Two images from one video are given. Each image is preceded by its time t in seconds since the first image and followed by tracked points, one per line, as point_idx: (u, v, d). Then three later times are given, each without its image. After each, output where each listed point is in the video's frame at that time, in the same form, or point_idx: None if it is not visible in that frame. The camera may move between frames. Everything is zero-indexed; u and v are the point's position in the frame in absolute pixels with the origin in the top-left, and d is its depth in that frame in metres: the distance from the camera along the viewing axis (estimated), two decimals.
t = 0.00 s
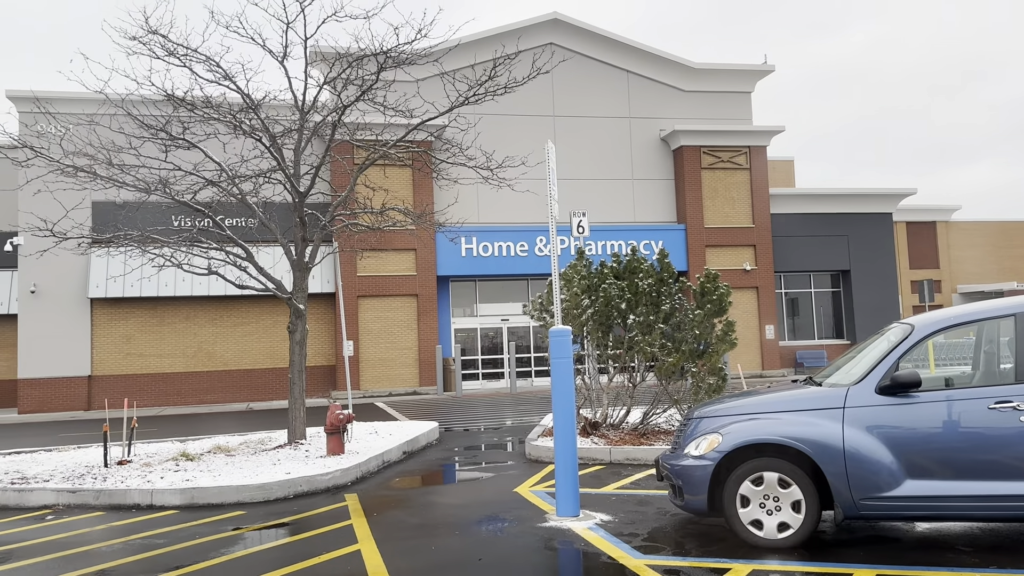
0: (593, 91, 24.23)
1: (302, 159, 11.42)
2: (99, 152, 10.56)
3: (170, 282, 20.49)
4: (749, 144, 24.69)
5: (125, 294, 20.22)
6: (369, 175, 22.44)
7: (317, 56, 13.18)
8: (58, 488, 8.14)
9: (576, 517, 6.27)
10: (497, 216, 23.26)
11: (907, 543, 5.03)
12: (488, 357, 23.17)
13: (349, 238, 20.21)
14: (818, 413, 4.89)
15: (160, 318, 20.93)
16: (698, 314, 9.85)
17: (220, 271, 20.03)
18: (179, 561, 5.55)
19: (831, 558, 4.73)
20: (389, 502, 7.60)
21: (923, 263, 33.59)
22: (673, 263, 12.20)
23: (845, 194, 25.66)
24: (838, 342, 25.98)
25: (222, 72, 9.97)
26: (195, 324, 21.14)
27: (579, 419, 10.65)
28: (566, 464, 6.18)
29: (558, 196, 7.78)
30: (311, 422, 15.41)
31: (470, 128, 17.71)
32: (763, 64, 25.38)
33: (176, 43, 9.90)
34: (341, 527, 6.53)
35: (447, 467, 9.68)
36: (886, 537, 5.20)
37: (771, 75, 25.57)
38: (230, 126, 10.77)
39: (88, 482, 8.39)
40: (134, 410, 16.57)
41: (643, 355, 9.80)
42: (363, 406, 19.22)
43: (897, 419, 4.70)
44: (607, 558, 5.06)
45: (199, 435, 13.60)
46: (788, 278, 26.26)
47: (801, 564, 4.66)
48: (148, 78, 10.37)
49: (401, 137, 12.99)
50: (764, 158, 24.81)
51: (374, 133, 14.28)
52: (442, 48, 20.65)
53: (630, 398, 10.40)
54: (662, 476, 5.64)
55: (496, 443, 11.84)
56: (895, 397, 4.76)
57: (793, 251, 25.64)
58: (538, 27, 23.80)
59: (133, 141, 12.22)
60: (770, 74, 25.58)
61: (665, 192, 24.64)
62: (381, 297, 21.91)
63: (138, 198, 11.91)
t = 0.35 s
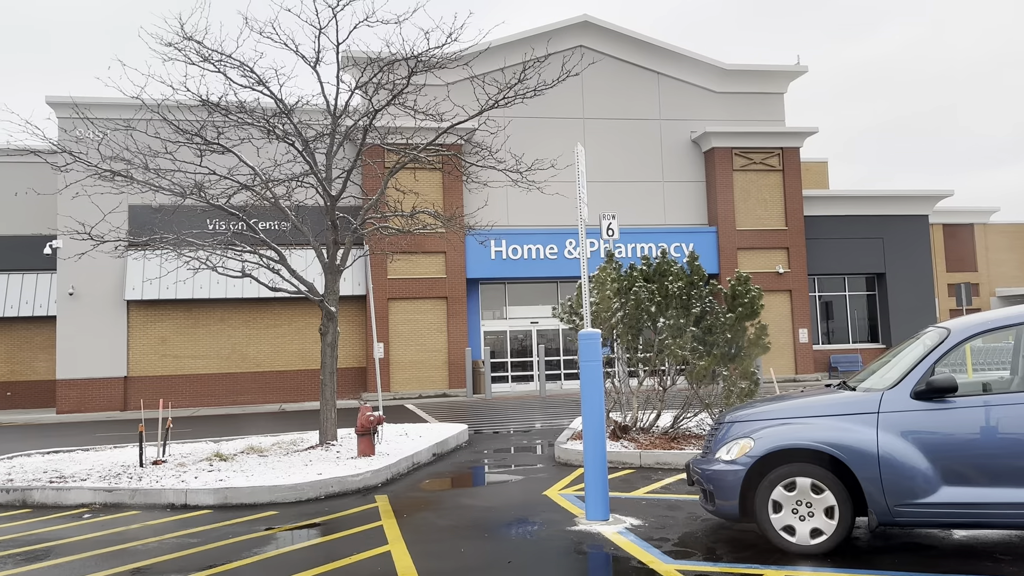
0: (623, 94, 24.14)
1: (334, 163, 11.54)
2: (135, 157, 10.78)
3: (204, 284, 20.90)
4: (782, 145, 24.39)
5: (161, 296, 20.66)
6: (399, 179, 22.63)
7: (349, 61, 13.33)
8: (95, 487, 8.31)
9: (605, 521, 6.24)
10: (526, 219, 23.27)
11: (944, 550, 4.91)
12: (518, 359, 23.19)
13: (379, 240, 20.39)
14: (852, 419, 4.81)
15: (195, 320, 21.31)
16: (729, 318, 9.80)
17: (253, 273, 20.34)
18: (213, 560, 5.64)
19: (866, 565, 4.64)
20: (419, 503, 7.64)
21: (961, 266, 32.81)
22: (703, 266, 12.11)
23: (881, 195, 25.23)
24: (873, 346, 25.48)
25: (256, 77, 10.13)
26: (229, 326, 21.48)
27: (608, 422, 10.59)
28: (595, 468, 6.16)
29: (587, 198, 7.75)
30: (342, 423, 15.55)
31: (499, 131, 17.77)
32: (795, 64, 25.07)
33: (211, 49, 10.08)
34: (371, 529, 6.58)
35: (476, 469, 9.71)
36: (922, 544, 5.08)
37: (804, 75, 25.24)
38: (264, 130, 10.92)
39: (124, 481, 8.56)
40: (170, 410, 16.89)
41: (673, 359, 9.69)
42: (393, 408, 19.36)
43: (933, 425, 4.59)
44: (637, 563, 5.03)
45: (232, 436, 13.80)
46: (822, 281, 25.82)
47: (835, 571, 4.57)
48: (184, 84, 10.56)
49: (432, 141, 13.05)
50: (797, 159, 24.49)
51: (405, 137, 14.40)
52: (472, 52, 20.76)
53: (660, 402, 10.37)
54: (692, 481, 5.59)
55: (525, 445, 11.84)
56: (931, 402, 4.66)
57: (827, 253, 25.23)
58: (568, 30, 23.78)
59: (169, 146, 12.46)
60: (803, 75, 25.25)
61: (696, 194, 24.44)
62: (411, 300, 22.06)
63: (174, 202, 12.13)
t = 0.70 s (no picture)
0: (655, 97, 24.00)
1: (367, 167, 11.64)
2: (174, 162, 11.00)
3: (240, 287, 21.26)
4: (817, 147, 24.03)
5: (198, 299, 21.05)
6: (432, 183, 22.77)
7: (382, 67, 13.47)
8: (133, 487, 8.50)
9: (637, 526, 6.20)
10: (557, 223, 23.25)
11: (984, 560, 4.79)
12: (549, 363, 23.17)
13: (411, 244, 20.52)
14: (889, 425, 4.72)
15: (230, 322, 21.69)
16: (764, 322, 9.68)
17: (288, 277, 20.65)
18: (248, 560, 5.73)
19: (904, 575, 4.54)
20: (450, 506, 7.68)
21: (1000, 270, 31.98)
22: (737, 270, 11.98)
23: (919, 198, 24.73)
24: (911, 352, 24.93)
25: (291, 83, 10.28)
26: (264, 329, 21.82)
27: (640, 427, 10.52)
28: (627, 473, 6.12)
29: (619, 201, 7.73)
30: (374, 426, 15.68)
31: (530, 135, 17.81)
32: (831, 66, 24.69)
33: (247, 56, 10.27)
34: (403, 531, 6.63)
35: (507, 473, 9.72)
36: (962, 553, 4.96)
37: (841, 76, 24.84)
38: (299, 136, 11.08)
39: (162, 481, 8.74)
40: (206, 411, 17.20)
41: (706, 363, 9.60)
42: (425, 411, 19.48)
43: (972, 432, 4.50)
44: (670, 569, 4.99)
45: (266, 437, 14.00)
46: (859, 285, 25.32)
47: None
48: (221, 91, 10.76)
49: (463, 145, 13.09)
50: (833, 162, 24.12)
51: (437, 141, 14.49)
52: (504, 56, 20.84)
53: (693, 407, 10.29)
54: (726, 487, 5.52)
55: (557, 449, 11.82)
56: (970, 409, 4.56)
57: (863, 257, 24.77)
58: (600, 33, 23.72)
59: (206, 151, 12.70)
60: (839, 76, 24.86)
61: (729, 197, 24.19)
62: (442, 303, 22.17)
63: (211, 206, 12.35)
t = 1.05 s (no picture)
0: (679, 99, 23.89)
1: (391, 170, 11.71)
2: (200, 166, 11.16)
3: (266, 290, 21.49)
4: (844, 149, 23.74)
5: (224, 301, 21.31)
6: (454, 187, 22.86)
7: (406, 71, 13.55)
8: (160, 487, 8.62)
9: (660, 530, 6.17)
10: (580, 226, 23.21)
11: (1014, 568, 4.71)
12: (571, 366, 23.14)
13: (434, 247, 20.60)
14: (915, 431, 4.66)
15: (256, 324, 21.94)
16: (789, 326, 9.56)
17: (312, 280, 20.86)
18: (273, 560, 5.80)
19: None
20: (472, 509, 7.70)
21: None
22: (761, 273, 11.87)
23: (948, 201, 24.34)
24: (940, 356, 24.52)
25: (316, 87, 10.40)
26: (288, 331, 22.04)
27: (663, 431, 10.48)
28: (650, 476, 6.10)
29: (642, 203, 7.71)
30: (397, 428, 15.77)
31: (553, 138, 17.83)
32: (858, 67, 24.40)
33: (273, 61, 10.40)
34: (426, 532, 6.67)
35: (530, 476, 9.72)
36: (991, 560, 4.88)
37: (867, 77, 24.55)
38: (324, 139, 11.18)
39: (188, 482, 8.86)
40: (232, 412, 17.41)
41: (730, 368, 9.54)
42: (448, 413, 19.54)
43: (1001, 438, 4.43)
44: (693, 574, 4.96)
45: (290, 439, 14.13)
46: (886, 288, 24.95)
47: None
48: (247, 95, 10.89)
49: (487, 148, 13.11)
50: (860, 164, 23.81)
51: (460, 144, 14.55)
52: (527, 60, 20.88)
53: (717, 411, 10.22)
54: (749, 492, 5.48)
55: (579, 453, 11.80)
56: (999, 415, 4.49)
57: (891, 260, 24.41)
58: (623, 35, 23.66)
59: (232, 155, 12.85)
60: (866, 77, 24.56)
61: (753, 200, 23.99)
62: (465, 306, 22.23)
63: (237, 210, 12.50)
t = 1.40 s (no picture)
0: (694, 100, 23.79)
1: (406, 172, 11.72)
2: (217, 167, 11.24)
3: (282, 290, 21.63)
4: (861, 150, 23.53)
5: (240, 302, 21.47)
6: (469, 188, 22.89)
7: (421, 72, 13.57)
8: (176, 485, 8.70)
9: (675, 533, 6.15)
10: (594, 227, 23.16)
11: None
12: (586, 367, 23.10)
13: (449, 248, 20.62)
14: (933, 434, 4.60)
15: (271, 325, 22.08)
16: (806, 328, 9.48)
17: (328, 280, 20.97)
18: (288, 560, 5.83)
19: None
20: (486, 509, 7.70)
21: None
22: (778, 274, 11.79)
23: (968, 202, 24.07)
24: (958, 359, 24.24)
25: (332, 89, 10.45)
26: (304, 331, 22.17)
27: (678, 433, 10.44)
28: (665, 478, 6.07)
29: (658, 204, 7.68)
30: (412, 428, 15.81)
31: (567, 139, 17.80)
32: (876, 67, 24.18)
33: (289, 62, 10.46)
34: (440, 533, 6.67)
35: (544, 477, 9.72)
36: (1010, 566, 4.81)
37: (885, 77, 24.32)
38: (339, 140, 11.23)
39: (203, 481, 8.93)
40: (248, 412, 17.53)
41: (746, 369, 9.48)
42: (462, 414, 19.57)
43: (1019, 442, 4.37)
44: None
45: (305, 439, 14.20)
46: (904, 290, 24.71)
47: None
48: (264, 96, 10.95)
49: (502, 149, 13.09)
50: (878, 165, 23.59)
51: (475, 145, 14.56)
52: (542, 61, 20.89)
53: (732, 413, 10.17)
54: (765, 494, 5.44)
55: (593, 454, 11.78)
56: (1018, 418, 4.43)
57: (909, 262, 24.16)
58: (638, 36, 23.59)
59: (248, 157, 12.92)
60: (884, 77, 24.34)
61: (769, 201, 23.83)
62: (479, 307, 22.26)
63: (253, 210, 12.57)
